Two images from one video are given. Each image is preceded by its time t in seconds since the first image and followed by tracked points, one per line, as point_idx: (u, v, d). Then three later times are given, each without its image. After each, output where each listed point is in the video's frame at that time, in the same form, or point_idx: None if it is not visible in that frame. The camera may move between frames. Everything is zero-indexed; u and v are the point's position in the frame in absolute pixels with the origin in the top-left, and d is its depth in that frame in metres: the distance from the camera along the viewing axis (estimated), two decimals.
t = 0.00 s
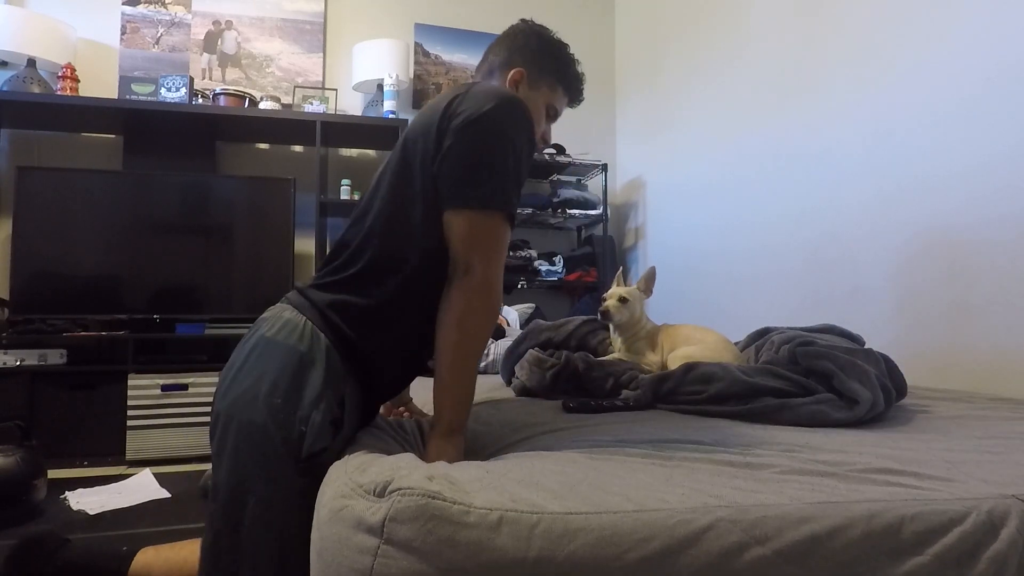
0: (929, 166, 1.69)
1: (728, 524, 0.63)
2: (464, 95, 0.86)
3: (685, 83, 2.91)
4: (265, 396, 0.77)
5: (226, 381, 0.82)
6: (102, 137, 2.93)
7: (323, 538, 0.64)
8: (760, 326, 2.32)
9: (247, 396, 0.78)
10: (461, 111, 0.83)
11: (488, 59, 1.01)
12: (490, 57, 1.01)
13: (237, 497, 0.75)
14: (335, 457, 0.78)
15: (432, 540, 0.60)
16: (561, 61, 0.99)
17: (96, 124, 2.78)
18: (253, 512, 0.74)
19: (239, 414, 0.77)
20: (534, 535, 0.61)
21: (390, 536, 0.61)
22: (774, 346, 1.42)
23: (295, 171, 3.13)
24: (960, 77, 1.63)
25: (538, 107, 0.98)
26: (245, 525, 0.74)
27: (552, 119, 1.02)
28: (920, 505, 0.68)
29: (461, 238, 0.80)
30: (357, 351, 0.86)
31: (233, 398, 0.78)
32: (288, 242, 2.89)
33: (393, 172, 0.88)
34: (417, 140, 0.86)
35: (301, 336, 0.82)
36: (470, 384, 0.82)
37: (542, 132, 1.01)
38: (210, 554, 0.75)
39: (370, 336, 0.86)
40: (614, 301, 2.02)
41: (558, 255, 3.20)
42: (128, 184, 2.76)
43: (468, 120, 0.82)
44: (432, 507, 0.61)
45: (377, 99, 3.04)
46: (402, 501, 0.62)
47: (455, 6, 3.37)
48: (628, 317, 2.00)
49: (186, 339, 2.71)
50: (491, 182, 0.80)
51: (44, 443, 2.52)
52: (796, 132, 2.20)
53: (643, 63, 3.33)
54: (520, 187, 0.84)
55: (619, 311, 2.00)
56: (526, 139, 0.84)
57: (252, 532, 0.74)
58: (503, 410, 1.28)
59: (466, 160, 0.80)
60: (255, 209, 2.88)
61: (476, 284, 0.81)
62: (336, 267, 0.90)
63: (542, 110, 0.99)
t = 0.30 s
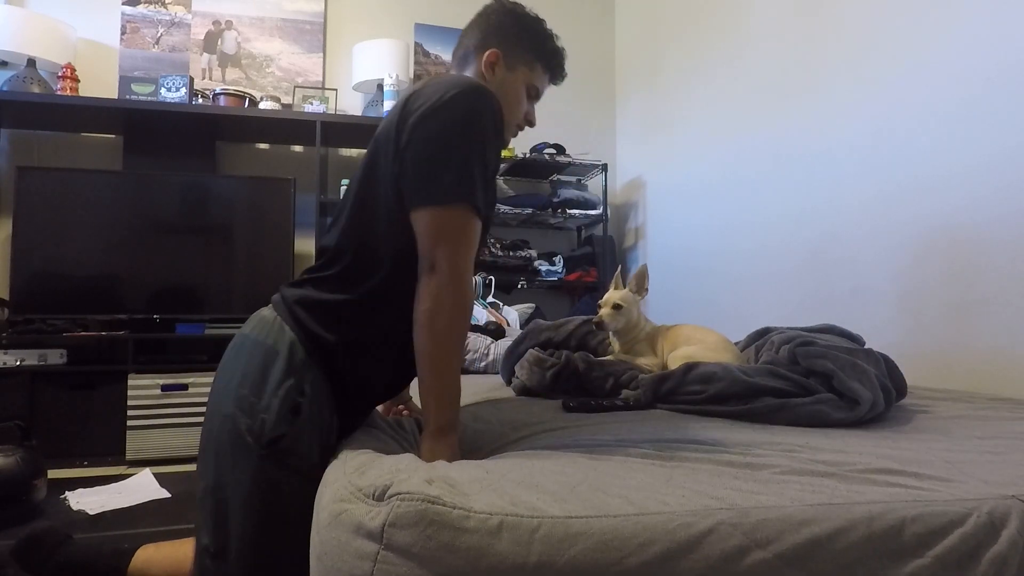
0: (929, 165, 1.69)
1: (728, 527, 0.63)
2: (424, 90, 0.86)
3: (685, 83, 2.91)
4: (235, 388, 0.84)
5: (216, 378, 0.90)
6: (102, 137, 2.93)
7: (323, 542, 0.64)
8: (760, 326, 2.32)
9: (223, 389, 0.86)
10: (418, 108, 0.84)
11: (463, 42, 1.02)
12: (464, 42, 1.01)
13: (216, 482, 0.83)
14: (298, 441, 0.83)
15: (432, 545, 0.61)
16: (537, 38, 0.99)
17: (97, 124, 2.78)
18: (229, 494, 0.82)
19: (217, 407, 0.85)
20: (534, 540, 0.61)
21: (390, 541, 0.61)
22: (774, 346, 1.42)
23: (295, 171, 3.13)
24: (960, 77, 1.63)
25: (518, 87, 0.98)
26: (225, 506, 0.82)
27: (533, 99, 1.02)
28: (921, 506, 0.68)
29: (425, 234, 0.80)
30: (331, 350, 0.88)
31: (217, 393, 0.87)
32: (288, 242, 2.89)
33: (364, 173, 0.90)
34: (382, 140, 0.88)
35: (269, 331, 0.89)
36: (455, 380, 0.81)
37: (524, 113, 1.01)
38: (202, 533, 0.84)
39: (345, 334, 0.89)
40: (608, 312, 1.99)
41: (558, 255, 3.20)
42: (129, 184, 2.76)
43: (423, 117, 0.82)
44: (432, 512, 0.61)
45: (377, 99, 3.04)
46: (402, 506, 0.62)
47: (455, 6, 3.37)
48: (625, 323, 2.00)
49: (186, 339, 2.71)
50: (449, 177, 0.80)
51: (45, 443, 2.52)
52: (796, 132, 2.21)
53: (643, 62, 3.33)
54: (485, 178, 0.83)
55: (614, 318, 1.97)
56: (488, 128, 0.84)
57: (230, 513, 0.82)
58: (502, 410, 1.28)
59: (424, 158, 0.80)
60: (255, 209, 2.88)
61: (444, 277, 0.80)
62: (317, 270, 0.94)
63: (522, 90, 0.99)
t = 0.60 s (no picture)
0: (929, 166, 1.69)
1: (728, 527, 0.63)
2: (410, 89, 0.86)
3: (685, 83, 2.91)
4: (233, 388, 0.86)
5: (216, 378, 0.92)
6: (102, 137, 2.93)
7: (323, 542, 0.64)
8: (760, 326, 2.32)
9: (222, 392, 0.87)
10: (404, 107, 0.84)
11: (449, 35, 1.01)
12: (450, 35, 1.01)
13: (216, 478, 0.84)
14: (295, 438, 0.83)
15: (432, 545, 0.61)
16: (523, 25, 0.98)
17: (97, 124, 2.78)
18: (228, 491, 0.83)
19: (218, 406, 0.87)
20: (534, 541, 0.61)
21: (390, 541, 0.61)
22: (774, 346, 1.42)
23: (295, 171, 3.13)
24: (961, 77, 1.63)
25: (507, 76, 0.97)
26: (224, 503, 0.83)
27: (523, 87, 1.01)
28: (921, 506, 0.68)
29: (414, 234, 0.80)
30: (324, 350, 0.88)
31: (217, 393, 0.89)
32: (289, 242, 2.89)
33: (354, 172, 0.90)
34: (371, 140, 0.88)
35: (265, 332, 0.90)
36: (448, 381, 0.80)
37: (515, 102, 1.00)
38: (203, 529, 0.85)
39: (338, 334, 0.89)
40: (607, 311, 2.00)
41: (558, 255, 3.20)
42: (129, 184, 2.76)
43: (410, 117, 0.82)
44: (432, 512, 0.61)
45: (377, 99, 3.04)
46: (402, 506, 0.62)
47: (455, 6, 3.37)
48: (622, 323, 2.01)
49: (186, 339, 2.71)
50: (435, 177, 0.79)
51: (45, 443, 2.53)
52: (796, 132, 2.21)
53: (643, 62, 3.33)
54: (474, 175, 0.83)
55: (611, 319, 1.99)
56: (476, 125, 0.83)
57: (228, 510, 0.83)
58: (502, 410, 1.29)
59: (411, 158, 0.80)
60: (255, 208, 2.88)
61: (433, 276, 0.80)
62: (310, 270, 0.94)
63: (511, 79, 0.98)
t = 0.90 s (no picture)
0: (929, 166, 1.69)
1: (728, 528, 0.63)
2: (406, 88, 0.86)
3: (685, 83, 2.91)
4: (240, 391, 0.84)
5: (214, 380, 0.90)
6: (102, 137, 2.93)
7: (323, 545, 0.64)
8: (760, 326, 2.32)
9: (226, 393, 0.85)
10: (401, 107, 0.83)
11: (424, 32, 1.00)
12: (425, 32, 1.00)
13: (225, 484, 0.82)
14: (309, 442, 0.83)
15: (432, 548, 0.61)
16: (495, 11, 0.98)
17: (97, 124, 2.78)
18: (239, 497, 0.82)
19: (219, 410, 0.84)
20: (534, 543, 0.61)
21: (390, 543, 0.61)
22: (774, 346, 1.42)
23: (295, 171, 3.13)
24: (961, 77, 1.63)
25: (491, 64, 0.98)
26: (235, 509, 0.82)
27: (507, 72, 1.02)
28: (921, 506, 0.68)
29: (411, 234, 0.80)
30: (334, 354, 0.90)
31: (216, 396, 0.86)
32: (288, 242, 2.89)
33: (351, 172, 0.90)
34: (368, 140, 0.88)
35: (272, 333, 0.89)
36: (448, 381, 0.80)
37: (501, 88, 1.01)
38: (208, 535, 0.83)
39: (347, 337, 0.90)
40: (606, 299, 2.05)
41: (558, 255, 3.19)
42: (129, 184, 2.76)
43: (407, 117, 0.82)
44: (432, 515, 0.61)
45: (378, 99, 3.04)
46: (402, 509, 0.61)
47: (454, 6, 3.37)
48: (621, 317, 2.04)
49: (186, 339, 2.71)
50: (432, 178, 0.79)
51: (45, 443, 2.53)
52: (796, 132, 2.20)
53: (643, 62, 3.33)
54: (472, 175, 0.83)
55: (611, 307, 2.03)
56: (472, 125, 0.83)
57: (240, 516, 0.82)
58: (502, 410, 1.29)
59: (408, 160, 0.80)
60: (255, 208, 2.88)
61: (431, 275, 0.79)
62: (311, 271, 0.94)
63: (495, 67, 0.99)
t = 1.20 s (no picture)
0: (929, 166, 1.69)
1: (729, 529, 0.63)
2: (397, 88, 0.86)
3: (685, 83, 2.91)
4: (235, 391, 0.85)
5: (212, 379, 0.91)
6: (102, 137, 2.93)
7: (323, 545, 0.64)
8: (760, 326, 2.32)
9: (221, 393, 0.86)
10: (393, 107, 0.83)
11: (408, 30, 1.00)
12: (408, 31, 1.00)
13: (219, 483, 0.83)
14: (301, 441, 0.83)
15: (432, 549, 0.61)
16: None
17: (97, 124, 2.78)
18: (233, 496, 0.82)
19: (215, 410, 0.85)
20: (534, 544, 0.61)
21: (390, 544, 0.61)
22: (774, 346, 1.42)
23: (295, 171, 3.13)
24: (960, 78, 1.63)
25: (481, 52, 0.98)
26: (230, 507, 0.83)
27: (495, 55, 1.02)
28: (921, 506, 0.68)
29: (405, 234, 0.80)
30: (329, 353, 0.89)
31: (214, 395, 0.87)
32: (289, 243, 2.89)
33: (343, 173, 0.90)
34: (360, 140, 0.88)
35: (266, 332, 0.89)
36: (444, 380, 0.80)
37: (493, 74, 1.02)
38: (204, 534, 0.84)
39: (341, 337, 0.90)
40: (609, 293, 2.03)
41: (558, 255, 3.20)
42: (129, 184, 2.76)
43: (399, 117, 0.82)
44: (432, 516, 0.61)
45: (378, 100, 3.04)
46: (402, 510, 0.61)
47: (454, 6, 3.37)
48: (622, 317, 2.01)
49: (186, 339, 2.71)
50: (424, 179, 0.79)
51: (45, 443, 2.53)
52: (796, 132, 2.20)
53: (643, 62, 3.33)
54: (465, 174, 0.83)
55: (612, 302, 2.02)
56: (464, 124, 0.83)
57: (235, 514, 0.82)
58: (502, 409, 1.28)
59: (399, 160, 0.80)
60: (255, 209, 2.88)
61: (426, 275, 0.79)
62: (307, 271, 0.94)
63: (485, 54, 0.99)
